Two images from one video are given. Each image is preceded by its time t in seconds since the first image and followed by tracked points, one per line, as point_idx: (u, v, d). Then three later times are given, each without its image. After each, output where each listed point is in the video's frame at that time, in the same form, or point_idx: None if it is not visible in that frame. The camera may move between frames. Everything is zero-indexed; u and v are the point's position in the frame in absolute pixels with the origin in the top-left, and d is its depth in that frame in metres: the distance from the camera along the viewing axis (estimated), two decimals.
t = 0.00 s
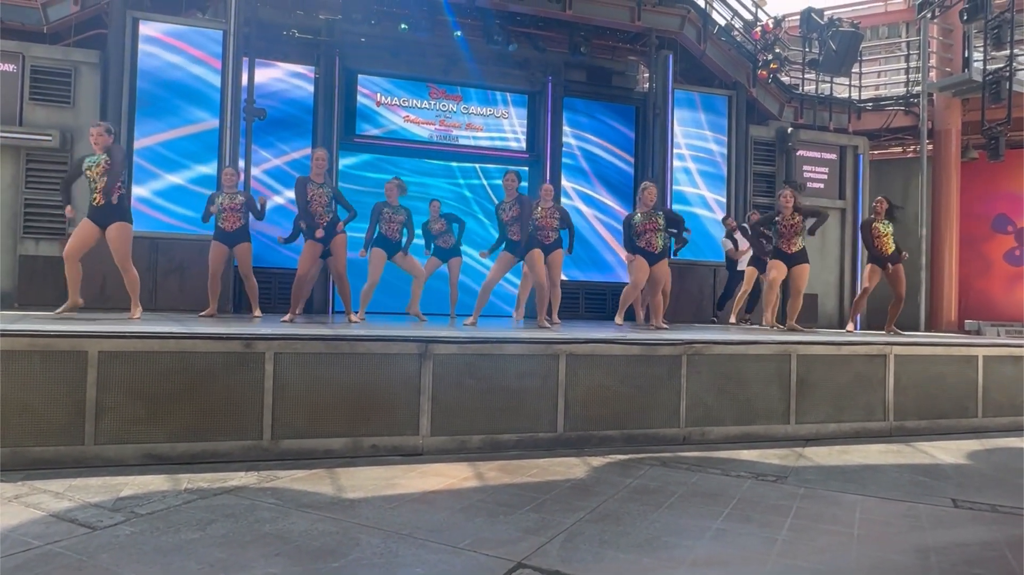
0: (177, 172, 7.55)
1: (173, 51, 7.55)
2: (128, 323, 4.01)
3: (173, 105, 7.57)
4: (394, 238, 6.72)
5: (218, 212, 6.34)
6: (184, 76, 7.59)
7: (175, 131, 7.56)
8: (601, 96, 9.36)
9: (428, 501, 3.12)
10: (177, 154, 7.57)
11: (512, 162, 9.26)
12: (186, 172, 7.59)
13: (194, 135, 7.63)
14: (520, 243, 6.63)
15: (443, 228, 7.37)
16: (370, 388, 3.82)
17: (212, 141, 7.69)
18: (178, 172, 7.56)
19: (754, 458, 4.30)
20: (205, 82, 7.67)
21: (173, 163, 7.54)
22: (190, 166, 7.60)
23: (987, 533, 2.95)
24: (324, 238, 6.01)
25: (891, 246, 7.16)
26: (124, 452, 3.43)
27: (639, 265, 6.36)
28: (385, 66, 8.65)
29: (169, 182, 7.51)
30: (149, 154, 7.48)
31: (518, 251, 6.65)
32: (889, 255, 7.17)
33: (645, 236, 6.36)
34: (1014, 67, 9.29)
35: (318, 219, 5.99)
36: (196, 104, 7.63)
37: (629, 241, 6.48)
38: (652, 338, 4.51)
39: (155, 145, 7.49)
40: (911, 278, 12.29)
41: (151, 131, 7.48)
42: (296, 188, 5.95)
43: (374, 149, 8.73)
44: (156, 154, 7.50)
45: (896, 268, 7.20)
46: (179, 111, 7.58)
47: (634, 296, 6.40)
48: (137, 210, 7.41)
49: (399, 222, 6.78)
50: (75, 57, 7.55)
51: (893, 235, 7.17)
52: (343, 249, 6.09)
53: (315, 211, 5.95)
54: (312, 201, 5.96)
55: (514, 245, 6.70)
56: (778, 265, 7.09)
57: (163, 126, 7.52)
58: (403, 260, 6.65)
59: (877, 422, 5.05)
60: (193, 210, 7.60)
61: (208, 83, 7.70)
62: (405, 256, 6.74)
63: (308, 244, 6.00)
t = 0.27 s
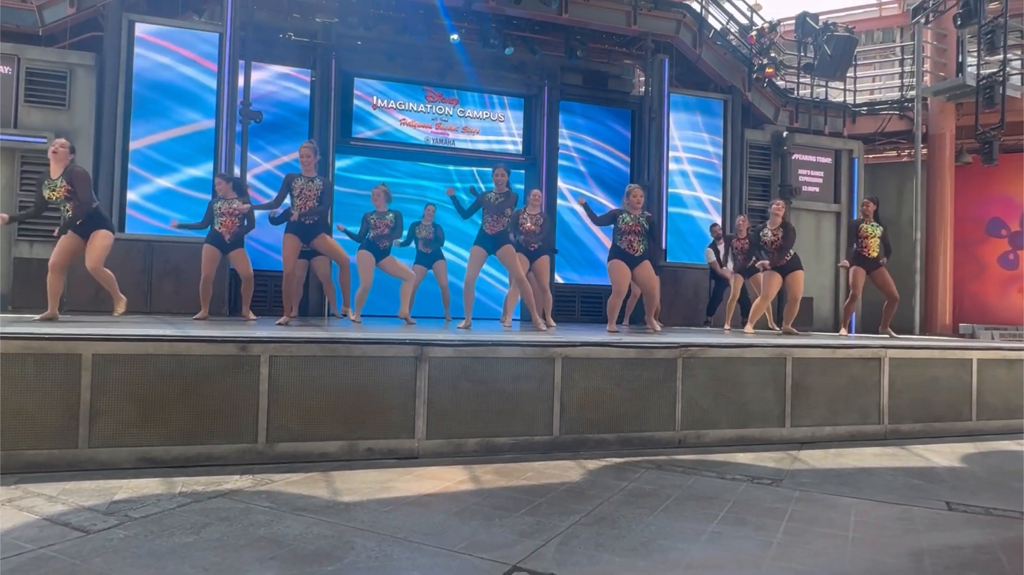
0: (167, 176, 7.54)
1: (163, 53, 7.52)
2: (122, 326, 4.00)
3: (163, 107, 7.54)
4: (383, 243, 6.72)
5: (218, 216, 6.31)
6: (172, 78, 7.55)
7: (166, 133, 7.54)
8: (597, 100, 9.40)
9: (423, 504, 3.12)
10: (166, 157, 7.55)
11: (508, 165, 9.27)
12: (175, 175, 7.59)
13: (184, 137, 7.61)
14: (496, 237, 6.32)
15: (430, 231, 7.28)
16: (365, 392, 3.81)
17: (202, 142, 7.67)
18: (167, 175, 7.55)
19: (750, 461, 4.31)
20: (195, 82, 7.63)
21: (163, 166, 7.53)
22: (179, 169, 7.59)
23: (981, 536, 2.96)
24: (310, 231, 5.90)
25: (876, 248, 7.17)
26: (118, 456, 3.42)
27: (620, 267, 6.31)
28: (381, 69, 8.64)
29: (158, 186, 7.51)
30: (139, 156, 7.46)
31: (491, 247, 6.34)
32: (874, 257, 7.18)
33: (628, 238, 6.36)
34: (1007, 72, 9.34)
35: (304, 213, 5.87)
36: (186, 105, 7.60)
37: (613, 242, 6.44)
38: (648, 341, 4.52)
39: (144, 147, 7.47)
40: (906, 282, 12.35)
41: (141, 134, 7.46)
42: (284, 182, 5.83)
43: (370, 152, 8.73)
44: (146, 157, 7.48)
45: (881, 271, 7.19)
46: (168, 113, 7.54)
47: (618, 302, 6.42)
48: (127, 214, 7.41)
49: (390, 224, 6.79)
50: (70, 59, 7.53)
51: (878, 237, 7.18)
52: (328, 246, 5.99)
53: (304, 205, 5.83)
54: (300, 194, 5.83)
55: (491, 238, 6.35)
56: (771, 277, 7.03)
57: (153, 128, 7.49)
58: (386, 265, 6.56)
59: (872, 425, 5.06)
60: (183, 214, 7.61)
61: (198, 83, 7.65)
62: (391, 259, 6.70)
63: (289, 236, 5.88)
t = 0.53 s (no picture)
0: (161, 178, 7.54)
1: (155, 53, 7.48)
2: (121, 328, 3.99)
3: (155, 107, 7.51)
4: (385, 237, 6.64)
5: (214, 216, 6.31)
6: (164, 77, 7.52)
7: (160, 133, 7.52)
8: (596, 102, 9.43)
9: (422, 506, 3.11)
10: (159, 159, 7.53)
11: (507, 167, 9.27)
12: (168, 177, 7.58)
13: (175, 137, 7.57)
14: (485, 236, 6.31)
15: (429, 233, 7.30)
16: (363, 393, 3.81)
17: (195, 143, 7.64)
18: (161, 177, 7.55)
19: (748, 463, 4.31)
20: (188, 82, 7.59)
21: (156, 168, 7.52)
22: (172, 170, 7.58)
23: (979, 538, 2.96)
24: (305, 229, 5.87)
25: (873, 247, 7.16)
26: (116, 458, 3.41)
27: (615, 264, 6.30)
28: (380, 71, 8.64)
29: (151, 189, 7.50)
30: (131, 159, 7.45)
31: (479, 243, 6.32)
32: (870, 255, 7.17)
33: (625, 239, 6.36)
34: (1005, 75, 9.37)
35: (304, 211, 5.88)
36: (180, 104, 7.58)
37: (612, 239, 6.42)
38: (647, 343, 4.52)
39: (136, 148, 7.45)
40: (904, 284, 12.36)
41: (136, 134, 7.45)
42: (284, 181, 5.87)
43: (370, 154, 8.73)
44: (139, 159, 7.47)
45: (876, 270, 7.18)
46: (161, 113, 7.52)
47: (615, 304, 6.46)
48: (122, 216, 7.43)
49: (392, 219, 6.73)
50: (69, 60, 7.53)
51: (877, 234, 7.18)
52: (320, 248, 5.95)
53: (302, 204, 5.84)
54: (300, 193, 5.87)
55: (480, 236, 6.34)
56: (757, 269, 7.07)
57: (146, 129, 7.48)
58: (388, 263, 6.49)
59: (870, 427, 5.07)
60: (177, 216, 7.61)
61: (192, 83, 7.62)
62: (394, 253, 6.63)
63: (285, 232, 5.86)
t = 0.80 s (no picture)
0: (153, 180, 7.54)
1: (145, 53, 7.46)
2: (120, 329, 3.99)
3: (147, 108, 7.50)
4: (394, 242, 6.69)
5: (218, 215, 6.30)
6: (154, 77, 7.49)
7: (153, 134, 7.53)
8: (595, 104, 9.44)
9: (420, 508, 3.11)
10: (151, 161, 7.54)
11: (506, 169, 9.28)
12: (160, 179, 7.58)
13: (166, 138, 7.55)
14: (487, 246, 6.34)
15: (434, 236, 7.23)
16: (362, 395, 3.81)
17: (189, 144, 7.64)
18: (154, 180, 7.55)
19: (747, 464, 4.31)
20: (182, 82, 7.60)
21: (148, 170, 7.52)
22: (164, 172, 7.58)
23: (977, 540, 2.96)
24: (309, 238, 5.90)
25: (878, 247, 7.18)
26: (114, 459, 3.41)
27: (620, 267, 6.29)
28: (379, 73, 8.65)
29: (143, 192, 7.51)
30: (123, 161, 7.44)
31: (480, 253, 6.33)
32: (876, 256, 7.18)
33: (631, 240, 6.36)
34: (1003, 77, 9.37)
35: (310, 219, 5.89)
36: (172, 104, 7.57)
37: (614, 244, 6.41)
38: (646, 345, 4.52)
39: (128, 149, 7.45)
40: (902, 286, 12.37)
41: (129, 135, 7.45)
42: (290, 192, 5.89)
43: (369, 156, 8.74)
44: (131, 160, 7.47)
45: (883, 271, 7.19)
46: (152, 114, 7.51)
47: (615, 306, 6.34)
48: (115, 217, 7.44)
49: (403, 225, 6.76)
50: (68, 61, 7.52)
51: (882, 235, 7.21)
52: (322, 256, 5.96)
53: (311, 212, 5.86)
54: (311, 205, 5.87)
55: (481, 245, 6.36)
56: (749, 273, 7.08)
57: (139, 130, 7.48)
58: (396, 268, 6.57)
59: (868, 429, 5.07)
60: (168, 218, 7.63)
61: (186, 84, 7.62)
62: (401, 260, 6.69)
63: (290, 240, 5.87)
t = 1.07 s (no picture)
0: (148, 183, 7.51)
1: (140, 52, 7.48)
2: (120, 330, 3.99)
3: (142, 109, 7.50)
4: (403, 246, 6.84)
5: (225, 226, 6.31)
6: (149, 77, 7.49)
7: (150, 134, 7.53)
8: (595, 106, 9.45)
9: (420, 509, 3.11)
10: (147, 163, 7.51)
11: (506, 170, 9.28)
12: (155, 181, 7.55)
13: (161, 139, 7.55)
14: (505, 246, 6.36)
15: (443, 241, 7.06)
16: (362, 396, 3.81)
17: (186, 144, 7.63)
18: (149, 183, 7.52)
19: (747, 466, 4.31)
20: (178, 82, 7.60)
21: (143, 173, 7.50)
22: (159, 175, 7.54)
23: (978, 542, 2.96)
24: (326, 239, 5.88)
25: (890, 253, 7.19)
26: (113, 460, 3.40)
27: (634, 271, 6.34)
28: (379, 74, 8.67)
29: (139, 195, 7.48)
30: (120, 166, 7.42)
31: (500, 254, 6.36)
32: (888, 263, 7.18)
33: (646, 245, 6.34)
34: (1003, 79, 9.37)
35: (322, 221, 5.88)
36: (167, 105, 7.57)
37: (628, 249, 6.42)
38: (646, 346, 4.52)
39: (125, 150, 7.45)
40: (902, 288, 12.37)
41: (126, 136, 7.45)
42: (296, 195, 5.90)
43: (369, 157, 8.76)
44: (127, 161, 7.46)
45: (897, 276, 7.18)
46: (148, 114, 7.51)
47: (624, 302, 6.45)
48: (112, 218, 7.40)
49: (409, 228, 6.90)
50: (68, 63, 7.52)
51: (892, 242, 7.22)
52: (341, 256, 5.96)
53: (320, 212, 5.87)
54: (319, 206, 5.88)
55: (500, 246, 6.38)
56: (757, 273, 7.03)
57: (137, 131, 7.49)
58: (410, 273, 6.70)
59: (869, 431, 5.07)
60: (164, 220, 7.56)
61: (181, 83, 7.61)
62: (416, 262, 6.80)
63: (308, 246, 5.90)
